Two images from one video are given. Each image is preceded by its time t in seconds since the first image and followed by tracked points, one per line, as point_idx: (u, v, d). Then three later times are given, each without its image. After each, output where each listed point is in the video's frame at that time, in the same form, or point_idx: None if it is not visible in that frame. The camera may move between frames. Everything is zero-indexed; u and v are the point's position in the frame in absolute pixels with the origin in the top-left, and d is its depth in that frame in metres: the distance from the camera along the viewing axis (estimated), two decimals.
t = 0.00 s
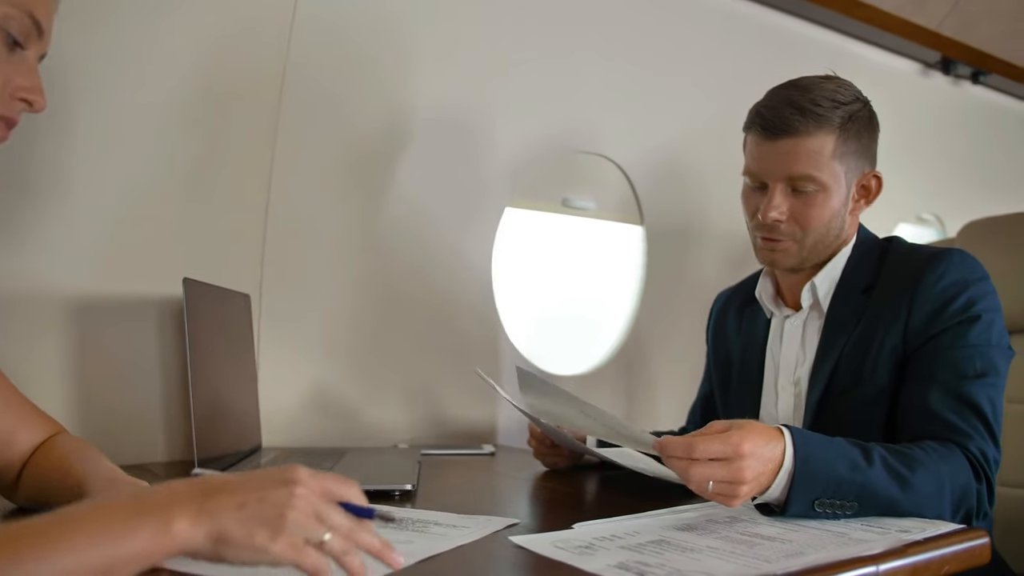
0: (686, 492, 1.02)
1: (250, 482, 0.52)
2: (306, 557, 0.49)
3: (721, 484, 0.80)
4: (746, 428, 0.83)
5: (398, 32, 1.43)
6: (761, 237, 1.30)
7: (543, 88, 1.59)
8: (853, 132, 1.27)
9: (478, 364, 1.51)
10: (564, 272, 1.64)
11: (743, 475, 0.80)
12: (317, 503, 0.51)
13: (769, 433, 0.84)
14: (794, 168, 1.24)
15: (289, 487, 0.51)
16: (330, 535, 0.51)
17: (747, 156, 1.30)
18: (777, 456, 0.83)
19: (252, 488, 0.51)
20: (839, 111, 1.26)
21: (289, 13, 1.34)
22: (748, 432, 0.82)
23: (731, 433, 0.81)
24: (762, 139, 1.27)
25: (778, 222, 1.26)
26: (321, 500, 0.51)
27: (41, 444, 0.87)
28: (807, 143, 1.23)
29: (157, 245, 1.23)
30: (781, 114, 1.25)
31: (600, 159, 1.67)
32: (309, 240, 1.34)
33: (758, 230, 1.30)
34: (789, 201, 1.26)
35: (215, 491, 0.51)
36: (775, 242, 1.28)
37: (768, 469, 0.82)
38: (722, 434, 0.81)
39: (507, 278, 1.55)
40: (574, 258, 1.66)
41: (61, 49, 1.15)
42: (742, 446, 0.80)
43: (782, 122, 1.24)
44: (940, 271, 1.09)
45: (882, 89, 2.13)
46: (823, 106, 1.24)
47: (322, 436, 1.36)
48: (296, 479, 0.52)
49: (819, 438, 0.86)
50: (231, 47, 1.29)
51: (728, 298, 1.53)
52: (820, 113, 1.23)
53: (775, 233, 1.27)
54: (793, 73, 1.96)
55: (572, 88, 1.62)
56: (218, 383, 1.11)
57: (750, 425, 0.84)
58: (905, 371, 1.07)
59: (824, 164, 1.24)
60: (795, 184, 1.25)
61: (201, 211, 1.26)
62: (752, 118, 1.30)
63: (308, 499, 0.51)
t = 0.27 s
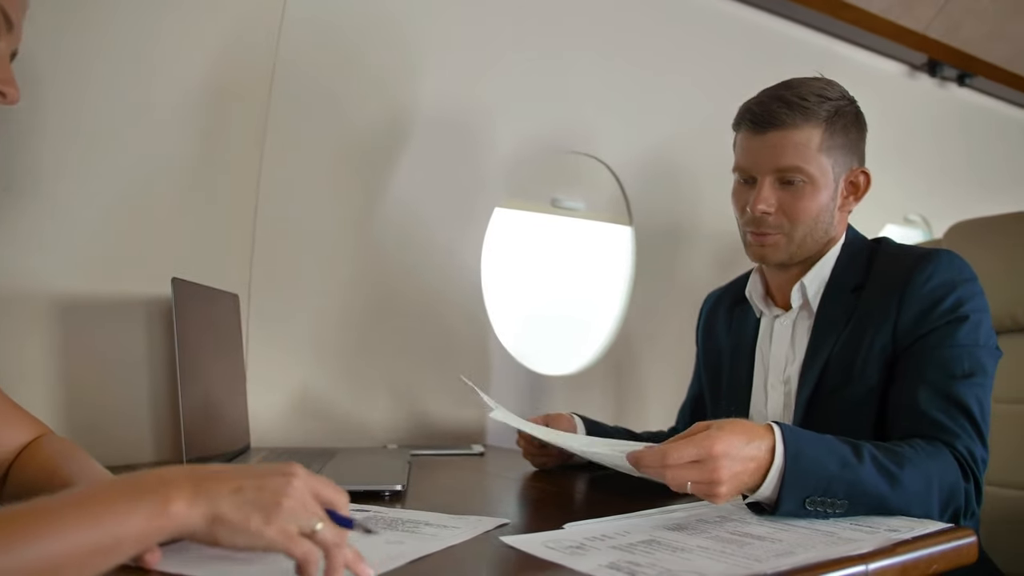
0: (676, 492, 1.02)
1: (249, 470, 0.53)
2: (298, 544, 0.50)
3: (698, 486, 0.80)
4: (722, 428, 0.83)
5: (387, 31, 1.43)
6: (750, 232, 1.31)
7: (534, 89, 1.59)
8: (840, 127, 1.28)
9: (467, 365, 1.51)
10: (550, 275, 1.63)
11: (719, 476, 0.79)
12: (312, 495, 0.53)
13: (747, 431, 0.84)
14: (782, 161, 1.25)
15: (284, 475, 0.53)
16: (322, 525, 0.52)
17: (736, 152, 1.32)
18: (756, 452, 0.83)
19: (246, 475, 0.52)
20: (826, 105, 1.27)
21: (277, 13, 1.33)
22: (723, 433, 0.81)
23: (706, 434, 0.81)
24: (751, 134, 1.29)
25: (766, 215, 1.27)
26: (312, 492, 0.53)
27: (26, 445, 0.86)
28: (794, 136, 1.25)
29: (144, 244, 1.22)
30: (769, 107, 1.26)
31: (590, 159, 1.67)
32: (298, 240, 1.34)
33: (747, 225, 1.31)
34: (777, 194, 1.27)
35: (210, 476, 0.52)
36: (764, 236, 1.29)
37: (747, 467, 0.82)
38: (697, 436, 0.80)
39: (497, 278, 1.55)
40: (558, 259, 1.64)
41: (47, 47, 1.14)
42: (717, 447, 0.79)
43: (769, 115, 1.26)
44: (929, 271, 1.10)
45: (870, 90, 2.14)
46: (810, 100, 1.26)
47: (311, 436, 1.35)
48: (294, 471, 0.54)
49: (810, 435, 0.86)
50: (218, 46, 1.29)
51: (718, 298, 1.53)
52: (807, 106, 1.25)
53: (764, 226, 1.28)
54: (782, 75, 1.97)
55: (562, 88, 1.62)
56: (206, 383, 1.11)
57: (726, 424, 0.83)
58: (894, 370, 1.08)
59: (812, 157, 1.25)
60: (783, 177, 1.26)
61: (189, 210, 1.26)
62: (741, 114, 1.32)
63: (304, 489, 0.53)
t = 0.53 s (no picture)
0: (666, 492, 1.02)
1: (231, 476, 0.54)
2: (280, 542, 0.51)
3: (683, 477, 0.80)
4: (701, 418, 0.83)
5: (378, 29, 1.42)
6: (740, 233, 1.33)
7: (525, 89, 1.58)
8: (823, 125, 1.29)
9: (458, 365, 1.51)
10: (542, 275, 1.63)
11: (702, 465, 0.80)
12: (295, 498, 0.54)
13: (726, 418, 0.84)
14: (766, 161, 1.26)
15: (261, 482, 0.53)
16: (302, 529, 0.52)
17: (722, 155, 1.33)
18: (740, 436, 0.83)
19: (225, 482, 0.52)
20: (808, 104, 1.27)
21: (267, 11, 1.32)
22: (699, 422, 0.81)
23: (682, 425, 0.81)
24: (736, 136, 1.30)
25: (754, 215, 1.28)
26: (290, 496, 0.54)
27: (14, 446, 0.85)
28: (777, 136, 1.26)
29: (133, 244, 1.21)
30: (752, 109, 1.27)
31: (580, 160, 1.67)
32: (288, 240, 1.33)
33: (736, 227, 1.33)
34: (763, 195, 1.28)
35: (187, 484, 0.52)
36: (753, 236, 1.30)
37: (731, 453, 0.82)
38: (673, 427, 0.81)
39: (488, 278, 1.55)
40: (549, 260, 1.64)
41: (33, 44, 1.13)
42: (694, 437, 0.80)
43: (751, 117, 1.27)
44: (918, 271, 1.10)
45: (859, 92, 2.15)
46: (792, 100, 1.26)
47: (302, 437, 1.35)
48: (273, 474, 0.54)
49: (806, 424, 0.87)
50: (207, 45, 1.28)
51: (708, 299, 1.54)
52: (789, 106, 1.25)
53: (753, 227, 1.29)
54: (771, 76, 1.98)
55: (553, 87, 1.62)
56: (196, 384, 1.10)
57: (705, 414, 0.83)
58: (885, 368, 1.08)
59: (796, 156, 1.26)
60: (768, 177, 1.28)
61: (179, 210, 1.25)
62: (725, 118, 1.33)
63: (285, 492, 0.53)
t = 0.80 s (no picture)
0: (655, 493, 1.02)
1: (245, 475, 0.52)
2: (284, 556, 0.51)
3: (682, 473, 0.80)
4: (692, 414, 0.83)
5: (367, 29, 1.41)
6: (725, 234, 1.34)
7: (515, 89, 1.58)
8: (802, 125, 1.30)
9: (447, 365, 1.50)
10: (531, 274, 1.64)
11: (700, 458, 0.79)
12: (308, 504, 0.52)
13: (718, 414, 0.84)
14: (747, 162, 1.28)
15: (278, 483, 0.52)
16: (310, 532, 0.52)
17: (705, 159, 1.35)
18: (734, 428, 0.83)
19: (242, 477, 0.52)
20: (786, 105, 1.29)
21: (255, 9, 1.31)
22: (690, 417, 0.82)
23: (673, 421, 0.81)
24: (718, 140, 1.32)
25: (739, 216, 1.29)
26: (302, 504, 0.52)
27: None
28: (757, 137, 1.27)
29: (120, 244, 1.20)
30: (730, 113, 1.29)
31: (569, 160, 1.67)
32: (277, 239, 1.33)
33: (722, 228, 1.34)
34: (745, 196, 1.30)
35: (206, 474, 0.52)
36: (738, 236, 1.31)
37: (727, 445, 0.82)
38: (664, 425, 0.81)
39: (477, 277, 1.55)
40: (537, 260, 1.64)
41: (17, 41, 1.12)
42: (685, 430, 0.80)
43: (731, 120, 1.29)
44: (906, 270, 1.11)
45: (846, 94, 2.16)
46: (770, 101, 1.28)
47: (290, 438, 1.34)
48: (292, 479, 0.52)
49: (804, 414, 0.88)
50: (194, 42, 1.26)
51: (697, 300, 1.54)
52: (767, 107, 1.27)
53: (739, 227, 1.30)
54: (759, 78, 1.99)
55: (543, 87, 1.62)
56: (183, 385, 1.09)
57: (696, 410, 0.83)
58: (877, 364, 1.09)
59: (776, 157, 1.27)
60: (750, 178, 1.29)
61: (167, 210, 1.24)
62: (706, 123, 1.34)
63: (299, 501, 0.52)
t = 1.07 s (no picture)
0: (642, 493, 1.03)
1: (296, 469, 0.51)
2: (325, 553, 0.51)
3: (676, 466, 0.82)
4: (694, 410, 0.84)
5: (354, 27, 1.40)
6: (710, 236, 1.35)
7: (502, 89, 1.58)
8: (785, 126, 1.31)
9: (435, 365, 1.50)
10: (519, 274, 1.64)
11: (693, 454, 0.81)
12: (353, 502, 0.53)
13: (721, 411, 0.85)
14: (730, 164, 1.29)
15: (327, 480, 0.51)
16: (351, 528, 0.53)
17: (690, 162, 1.36)
18: (734, 428, 0.84)
19: (292, 474, 0.51)
20: (768, 107, 1.30)
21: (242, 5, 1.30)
22: (690, 412, 0.83)
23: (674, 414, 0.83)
24: (702, 143, 1.33)
25: (723, 217, 1.31)
26: (346, 503, 0.52)
27: None
28: (740, 139, 1.28)
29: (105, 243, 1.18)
30: (713, 116, 1.31)
31: (557, 160, 1.68)
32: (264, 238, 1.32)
33: (707, 230, 1.35)
34: (730, 198, 1.31)
35: (254, 468, 0.51)
36: (724, 237, 1.32)
37: (724, 444, 0.83)
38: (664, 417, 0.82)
39: (465, 277, 1.55)
40: (525, 260, 1.65)
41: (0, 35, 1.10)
42: (683, 424, 0.81)
43: (714, 123, 1.31)
44: (891, 271, 1.12)
45: (831, 95, 2.18)
46: (753, 103, 1.29)
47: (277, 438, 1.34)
48: (339, 479, 0.52)
49: (798, 417, 0.88)
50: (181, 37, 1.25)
51: (684, 301, 1.55)
52: (748, 109, 1.28)
53: (724, 228, 1.31)
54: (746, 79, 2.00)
55: (531, 87, 1.62)
56: (170, 384, 1.09)
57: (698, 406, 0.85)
58: (863, 366, 1.10)
59: (759, 158, 1.28)
60: (734, 180, 1.30)
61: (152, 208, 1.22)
62: (691, 126, 1.35)
63: (347, 500, 0.52)
